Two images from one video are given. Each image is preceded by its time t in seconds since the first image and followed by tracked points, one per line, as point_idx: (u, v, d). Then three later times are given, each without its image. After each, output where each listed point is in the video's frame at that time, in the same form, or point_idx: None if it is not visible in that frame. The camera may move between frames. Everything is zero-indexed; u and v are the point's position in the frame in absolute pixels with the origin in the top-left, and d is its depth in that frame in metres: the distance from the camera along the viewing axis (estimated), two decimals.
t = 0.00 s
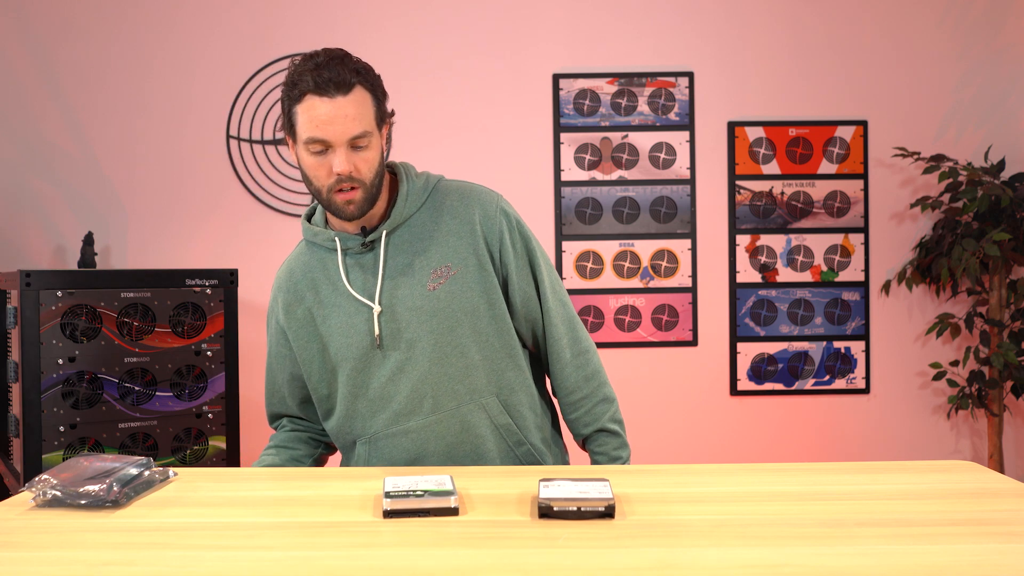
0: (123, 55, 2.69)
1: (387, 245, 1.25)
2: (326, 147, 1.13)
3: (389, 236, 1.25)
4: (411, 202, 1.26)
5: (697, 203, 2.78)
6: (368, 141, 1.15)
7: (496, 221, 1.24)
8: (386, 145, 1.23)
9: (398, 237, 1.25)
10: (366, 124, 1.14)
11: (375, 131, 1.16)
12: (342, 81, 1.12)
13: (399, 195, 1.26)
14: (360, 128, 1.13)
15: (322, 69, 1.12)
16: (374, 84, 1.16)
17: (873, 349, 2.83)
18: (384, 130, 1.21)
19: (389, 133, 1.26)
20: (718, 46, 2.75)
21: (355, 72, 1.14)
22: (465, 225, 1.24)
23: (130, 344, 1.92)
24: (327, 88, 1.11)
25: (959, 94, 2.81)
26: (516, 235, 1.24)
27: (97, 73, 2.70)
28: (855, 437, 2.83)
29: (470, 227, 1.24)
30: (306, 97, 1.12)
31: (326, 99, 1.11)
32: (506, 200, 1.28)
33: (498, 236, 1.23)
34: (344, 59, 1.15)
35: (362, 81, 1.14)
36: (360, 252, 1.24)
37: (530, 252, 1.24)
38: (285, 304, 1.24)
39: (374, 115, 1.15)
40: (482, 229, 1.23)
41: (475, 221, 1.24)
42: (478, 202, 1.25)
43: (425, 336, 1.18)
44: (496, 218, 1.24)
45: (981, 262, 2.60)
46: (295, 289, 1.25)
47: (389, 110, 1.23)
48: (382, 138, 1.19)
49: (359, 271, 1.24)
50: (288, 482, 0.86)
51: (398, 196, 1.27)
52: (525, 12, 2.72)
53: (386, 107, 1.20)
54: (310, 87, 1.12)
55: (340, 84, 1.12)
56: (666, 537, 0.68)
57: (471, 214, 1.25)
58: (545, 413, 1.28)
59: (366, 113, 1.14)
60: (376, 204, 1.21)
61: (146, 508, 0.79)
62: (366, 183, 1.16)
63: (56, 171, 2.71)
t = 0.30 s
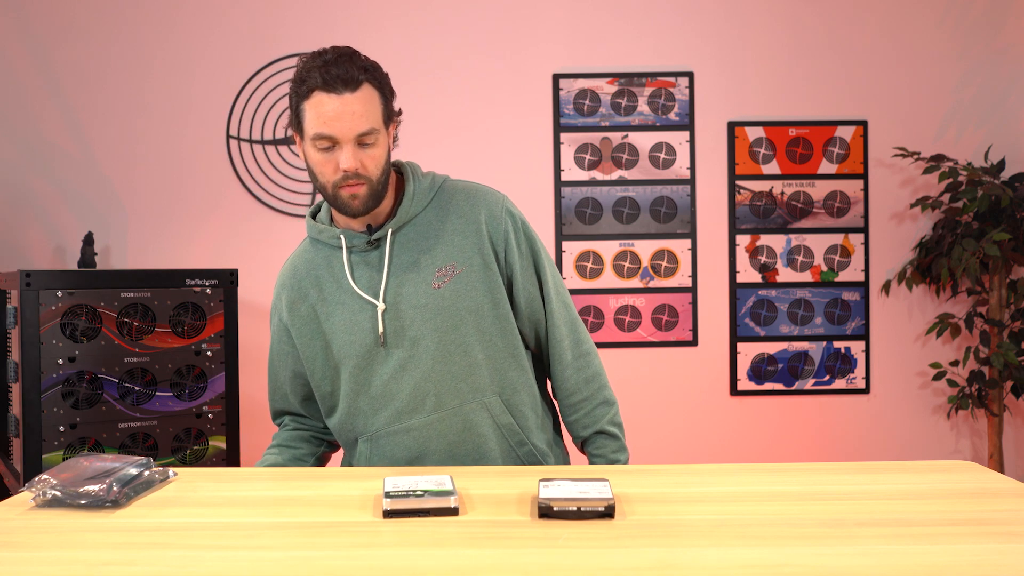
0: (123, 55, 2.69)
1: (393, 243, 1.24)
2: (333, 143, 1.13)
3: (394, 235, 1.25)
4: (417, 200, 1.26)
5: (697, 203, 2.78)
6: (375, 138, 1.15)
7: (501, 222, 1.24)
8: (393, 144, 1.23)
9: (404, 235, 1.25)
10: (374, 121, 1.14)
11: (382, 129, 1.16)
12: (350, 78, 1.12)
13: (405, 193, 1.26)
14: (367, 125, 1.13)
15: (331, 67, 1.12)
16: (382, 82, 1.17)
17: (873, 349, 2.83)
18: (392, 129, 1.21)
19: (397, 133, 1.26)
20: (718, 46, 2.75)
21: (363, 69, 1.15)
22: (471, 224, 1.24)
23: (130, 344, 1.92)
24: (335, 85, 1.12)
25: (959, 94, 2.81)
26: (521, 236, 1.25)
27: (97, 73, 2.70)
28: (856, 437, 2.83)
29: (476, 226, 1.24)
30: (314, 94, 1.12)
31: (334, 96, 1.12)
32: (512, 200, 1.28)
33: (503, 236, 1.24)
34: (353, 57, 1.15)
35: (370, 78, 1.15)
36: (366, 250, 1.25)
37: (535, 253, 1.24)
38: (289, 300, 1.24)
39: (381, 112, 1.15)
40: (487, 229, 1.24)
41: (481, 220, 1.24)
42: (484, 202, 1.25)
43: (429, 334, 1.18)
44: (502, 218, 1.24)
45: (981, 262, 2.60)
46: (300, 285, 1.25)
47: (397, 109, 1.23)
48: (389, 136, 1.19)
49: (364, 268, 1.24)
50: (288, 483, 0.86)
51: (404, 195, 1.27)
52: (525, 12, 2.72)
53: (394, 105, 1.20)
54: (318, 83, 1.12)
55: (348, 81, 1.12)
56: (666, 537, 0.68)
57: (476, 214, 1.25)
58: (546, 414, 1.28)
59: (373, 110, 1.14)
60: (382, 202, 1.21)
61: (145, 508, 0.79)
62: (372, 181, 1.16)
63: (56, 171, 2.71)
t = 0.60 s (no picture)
0: (122, 55, 2.69)
1: (396, 239, 1.25)
2: (342, 137, 1.13)
3: (398, 231, 1.25)
4: (421, 198, 1.26)
5: (697, 203, 2.78)
6: (384, 135, 1.15)
7: (504, 220, 1.24)
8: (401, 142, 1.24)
9: (408, 232, 1.25)
10: (383, 117, 1.14)
11: (391, 125, 1.16)
12: (361, 75, 1.13)
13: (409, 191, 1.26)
14: (376, 120, 1.13)
15: (343, 63, 1.13)
16: (392, 80, 1.17)
17: (873, 349, 2.83)
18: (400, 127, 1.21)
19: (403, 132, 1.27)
20: (718, 45, 2.75)
21: (375, 67, 1.15)
22: (473, 222, 1.24)
23: (130, 344, 1.92)
24: (347, 81, 1.12)
25: (959, 94, 2.81)
26: (524, 235, 1.25)
27: (98, 73, 2.70)
28: (856, 436, 2.83)
29: (478, 224, 1.24)
30: (326, 88, 1.12)
31: (345, 91, 1.12)
32: (516, 200, 1.28)
33: (505, 234, 1.24)
34: (364, 55, 1.16)
35: (381, 76, 1.15)
36: (369, 246, 1.25)
37: (538, 253, 1.24)
38: (293, 296, 1.25)
39: (391, 110, 1.16)
40: (490, 227, 1.23)
41: (483, 218, 1.24)
42: (487, 200, 1.25)
43: (429, 331, 1.18)
44: (504, 216, 1.24)
45: (981, 262, 2.60)
46: (304, 280, 1.26)
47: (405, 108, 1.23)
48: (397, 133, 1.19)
49: (367, 264, 1.24)
50: (290, 482, 0.86)
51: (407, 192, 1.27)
52: (525, 12, 2.72)
53: (403, 104, 1.21)
54: (330, 78, 1.12)
55: (359, 78, 1.13)
56: (666, 537, 0.68)
57: (479, 212, 1.24)
58: (546, 414, 1.27)
59: (383, 107, 1.14)
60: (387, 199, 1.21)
61: (145, 508, 0.79)
62: (379, 176, 1.16)
63: (56, 171, 2.71)
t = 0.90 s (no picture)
0: (123, 55, 2.69)
1: (424, 238, 1.25)
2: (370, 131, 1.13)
3: (427, 230, 1.25)
4: (454, 201, 1.27)
5: (697, 203, 2.78)
6: (412, 129, 1.14)
7: (534, 234, 1.25)
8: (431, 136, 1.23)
9: (436, 231, 1.25)
10: (411, 111, 1.13)
11: (419, 119, 1.15)
12: (390, 67, 1.12)
13: (443, 192, 1.27)
14: (404, 113, 1.12)
15: (372, 55, 1.12)
16: (422, 73, 1.16)
17: (873, 349, 2.83)
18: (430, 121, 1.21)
19: (438, 129, 1.26)
20: (718, 45, 2.75)
21: (405, 59, 1.14)
22: (503, 231, 1.25)
23: (130, 344, 1.92)
24: (375, 73, 1.12)
25: (959, 94, 2.81)
26: (551, 251, 1.27)
27: (98, 73, 2.70)
28: (856, 436, 2.83)
29: (508, 234, 1.25)
30: (354, 81, 1.12)
31: (373, 85, 1.11)
32: (545, 216, 1.30)
33: (534, 247, 1.25)
34: (394, 47, 1.15)
35: (410, 69, 1.14)
36: (396, 242, 1.25)
37: (563, 270, 1.26)
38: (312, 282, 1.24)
39: (420, 103, 1.15)
40: (519, 238, 1.25)
41: (513, 229, 1.25)
42: (519, 212, 1.27)
43: (450, 335, 1.18)
44: (534, 230, 1.26)
45: (981, 262, 2.60)
46: (324, 268, 1.25)
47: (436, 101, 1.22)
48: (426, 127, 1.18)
49: (392, 259, 1.23)
50: (290, 482, 0.86)
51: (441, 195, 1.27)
52: (525, 12, 2.72)
53: (433, 97, 1.20)
54: (359, 72, 1.12)
55: (388, 70, 1.12)
56: (666, 537, 0.68)
57: (509, 222, 1.26)
58: (556, 427, 1.28)
59: (411, 101, 1.13)
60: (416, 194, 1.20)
61: (145, 508, 0.79)
62: (407, 171, 1.16)
63: (56, 171, 2.71)
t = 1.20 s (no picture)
0: (123, 55, 2.69)
1: (469, 236, 1.26)
2: (428, 123, 1.13)
3: (473, 228, 1.26)
4: (503, 204, 1.27)
5: (697, 203, 2.78)
6: (469, 125, 1.14)
7: (577, 248, 1.26)
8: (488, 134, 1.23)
9: (481, 232, 1.26)
10: (471, 107, 1.13)
11: (478, 116, 1.15)
12: (455, 61, 1.13)
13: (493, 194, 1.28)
14: (463, 109, 1.13)
15: (438, 47, 1.13)
16: (486, 69, 1.17)
17: (874, 349, 2.83)
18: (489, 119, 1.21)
19: (495, 127, 1.26)
20: (718, 45, 2.75)
21: (471, 55, 1.15)
22: (548, 242, 1.25)
23: (130, 344, 1.92)
24: (440, 65, 1.12)
25: (959, 94, 2.81)
26: (590, 267, 1.28)
27: (99, 73, 2.70)
28: (856, 436, 2.83)
29: (553, 245, 1.24)
30: (418, 71, 1.13)
31: (437, 77, 1.12)
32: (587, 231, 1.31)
33: (577, 261, 1.25)
34: (460, 41, 1.16)
35: (474, 64, 1.15)
36: (440, 237, 1.26)
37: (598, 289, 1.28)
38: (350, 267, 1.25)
39: (480, 100, 1.15)
40: (562, 250, 1.25)
41: (557, 240, 1.25)
42: (563, 224, 1.27)
43: (485, 337, 1.18)
44: (577, 244, 1.26)
45: (981, 262, 2.60)
46: (364, 253, 1.25)
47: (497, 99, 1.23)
48: (484, 125, 1.19)
49: (435, 254, 1.25)
50: (290, 482, 0.87)
51: (490, 196, 1.28)
52: (525, 13, 2.72)
53: (494, 94, 1.20)
54: (424, 62, 1.13)
55: (452, 64, 1.12)
56: (666, 537, 0.68)
57: (554, 233, 1.26)
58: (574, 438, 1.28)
59: (472, 96, 1.14)
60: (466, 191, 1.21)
61: (145, 508, 0.79)
62: (460, 167, 1.16)
63: (56, 171, 2.71)
